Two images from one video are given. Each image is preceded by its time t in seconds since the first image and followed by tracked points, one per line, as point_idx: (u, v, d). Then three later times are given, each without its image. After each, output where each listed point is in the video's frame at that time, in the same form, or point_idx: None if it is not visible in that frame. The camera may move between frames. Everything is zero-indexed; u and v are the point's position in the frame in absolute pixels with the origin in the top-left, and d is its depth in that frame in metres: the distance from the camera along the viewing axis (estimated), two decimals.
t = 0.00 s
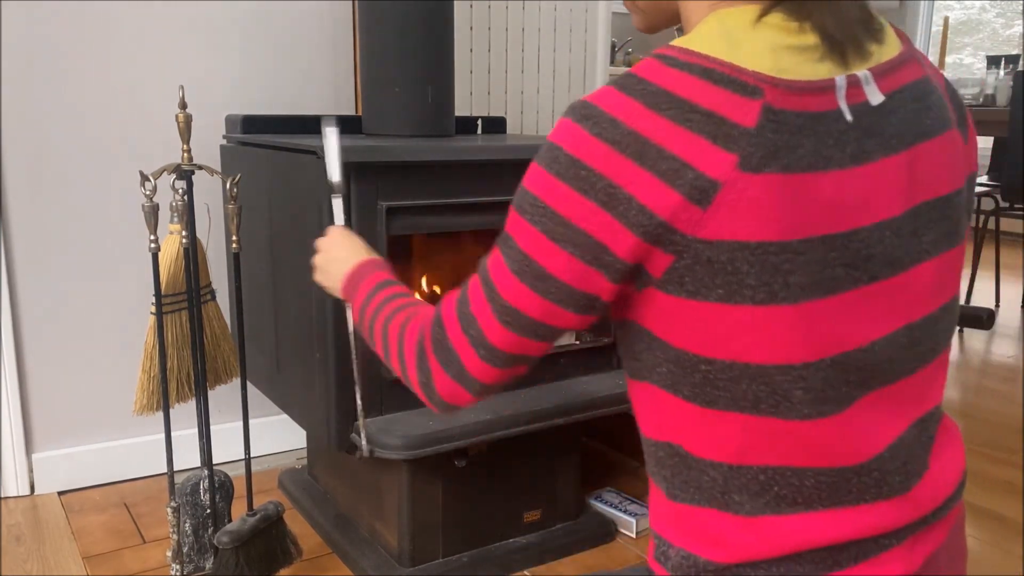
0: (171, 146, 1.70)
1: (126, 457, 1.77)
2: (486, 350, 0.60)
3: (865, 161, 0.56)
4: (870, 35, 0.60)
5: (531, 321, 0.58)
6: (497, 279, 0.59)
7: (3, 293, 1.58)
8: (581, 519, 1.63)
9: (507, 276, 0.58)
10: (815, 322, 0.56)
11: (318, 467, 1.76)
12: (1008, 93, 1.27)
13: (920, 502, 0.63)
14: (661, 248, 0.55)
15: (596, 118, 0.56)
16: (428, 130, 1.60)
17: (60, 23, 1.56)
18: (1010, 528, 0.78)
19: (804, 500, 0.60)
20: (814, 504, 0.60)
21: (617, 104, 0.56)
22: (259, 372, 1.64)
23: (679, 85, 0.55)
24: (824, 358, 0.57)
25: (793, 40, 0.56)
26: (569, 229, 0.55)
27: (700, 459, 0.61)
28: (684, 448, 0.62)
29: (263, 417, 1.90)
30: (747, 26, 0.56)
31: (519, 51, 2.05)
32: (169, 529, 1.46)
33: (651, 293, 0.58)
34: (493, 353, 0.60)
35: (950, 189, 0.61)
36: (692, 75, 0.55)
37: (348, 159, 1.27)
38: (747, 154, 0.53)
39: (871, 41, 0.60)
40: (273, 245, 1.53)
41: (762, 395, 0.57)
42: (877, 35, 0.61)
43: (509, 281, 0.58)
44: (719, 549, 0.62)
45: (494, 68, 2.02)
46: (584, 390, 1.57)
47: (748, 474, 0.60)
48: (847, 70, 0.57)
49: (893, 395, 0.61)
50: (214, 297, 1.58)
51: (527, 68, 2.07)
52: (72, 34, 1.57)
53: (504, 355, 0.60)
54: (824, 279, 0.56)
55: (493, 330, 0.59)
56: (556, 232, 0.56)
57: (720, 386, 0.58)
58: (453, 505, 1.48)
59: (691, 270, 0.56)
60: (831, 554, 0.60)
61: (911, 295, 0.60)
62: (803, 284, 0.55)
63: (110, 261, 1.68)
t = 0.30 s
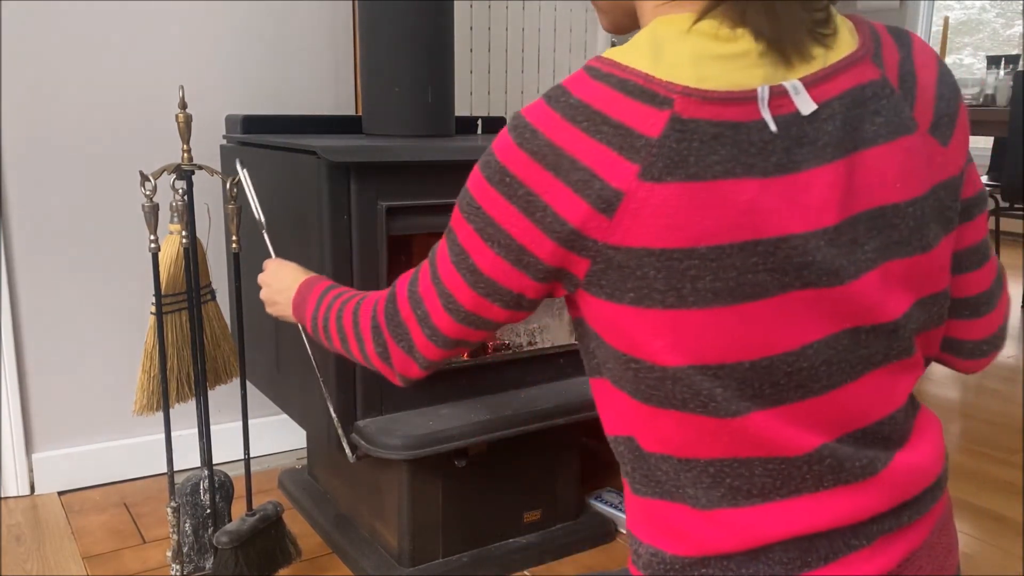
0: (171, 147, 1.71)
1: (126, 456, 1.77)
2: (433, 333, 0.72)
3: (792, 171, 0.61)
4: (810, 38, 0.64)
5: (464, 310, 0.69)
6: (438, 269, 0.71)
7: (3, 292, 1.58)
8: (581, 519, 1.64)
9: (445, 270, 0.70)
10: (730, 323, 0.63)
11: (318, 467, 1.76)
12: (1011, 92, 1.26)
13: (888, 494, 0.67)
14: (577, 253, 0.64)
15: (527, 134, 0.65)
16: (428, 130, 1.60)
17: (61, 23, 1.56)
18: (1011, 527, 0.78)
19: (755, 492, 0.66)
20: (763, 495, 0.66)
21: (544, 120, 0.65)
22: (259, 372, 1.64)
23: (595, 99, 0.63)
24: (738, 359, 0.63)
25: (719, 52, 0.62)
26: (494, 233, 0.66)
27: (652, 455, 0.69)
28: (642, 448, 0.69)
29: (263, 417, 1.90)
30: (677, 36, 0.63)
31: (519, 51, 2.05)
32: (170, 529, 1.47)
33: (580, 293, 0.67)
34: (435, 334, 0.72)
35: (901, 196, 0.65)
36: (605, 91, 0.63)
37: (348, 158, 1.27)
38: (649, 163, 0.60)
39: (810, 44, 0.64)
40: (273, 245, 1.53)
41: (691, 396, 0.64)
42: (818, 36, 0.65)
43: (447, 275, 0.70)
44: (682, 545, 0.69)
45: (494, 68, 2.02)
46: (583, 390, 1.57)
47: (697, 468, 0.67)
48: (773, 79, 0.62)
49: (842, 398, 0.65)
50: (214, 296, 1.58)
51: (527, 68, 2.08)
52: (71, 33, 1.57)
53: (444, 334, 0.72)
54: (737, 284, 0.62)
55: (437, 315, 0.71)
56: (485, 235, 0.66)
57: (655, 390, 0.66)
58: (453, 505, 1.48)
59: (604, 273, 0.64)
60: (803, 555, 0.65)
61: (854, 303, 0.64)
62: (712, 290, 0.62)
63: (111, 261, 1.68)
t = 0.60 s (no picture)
0: (172, 147, 1.71)
1: (126, 455, 1.78)
2: (412, 331, 0.74)
3: (767, 180, 0.63)
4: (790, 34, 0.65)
5: (442, 309, 0.72)
6: (417, 269, 0.73)
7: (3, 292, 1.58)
8: (581, 519, 1.64)
9: (423, 270, 0.72)
10: (700, 332, 0.64)
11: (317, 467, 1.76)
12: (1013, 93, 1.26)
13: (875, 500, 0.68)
14: (550, 260, 0.67)
15: (504, 138, 0.68)
16: (428, 130, 1.60)
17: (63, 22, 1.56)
18: (1011, 525, 0.78)
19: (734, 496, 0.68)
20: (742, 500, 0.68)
21: (519, 125, 0.67)
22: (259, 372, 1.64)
23: (568, 103, 0.66)
24: (708, 369, 0.65)
25: (694, 58, 0.64)
26: (471, 235, 0.69)
27: (633, 460, 0.71)
28: (624, 453, 0.71)
29: (263, 417, 1.90)
30: (653, 41, 0.65)
31: (519, 51, 2.05)
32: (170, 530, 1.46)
33: (555, 295, 0.70)
34: (416, 333, 0.74)
35: (885, 209, 0.65)
36: (581, 94, 0.65)
37: (348, 158, 1.27)
38: (615, 171, 0.63)
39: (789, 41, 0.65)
40: (273, 245, 1.53)
41: (664, 403, 0.66)
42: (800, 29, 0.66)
43: (426, 275, 0.72)
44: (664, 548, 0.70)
45: (494, 68, 2.02)
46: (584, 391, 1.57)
47: (677, 473, 0.69)
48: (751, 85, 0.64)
49: (821, 407, 0.67)
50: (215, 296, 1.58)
51: (527, 68, 2.08)
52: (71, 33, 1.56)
53: (423, 334, 0.74)
54: (705, 294, 0.64)
55: (417, 314, 0.73)
56: (461, 237, 0.69)
57: (630, 397, 0.68)
58: (454, 505, 1.48)
59: (577, 280, 0.67)
60: (787, 561, 0.67)
61: (829, 311, 0.65)
62: (683, 297, 0.64)
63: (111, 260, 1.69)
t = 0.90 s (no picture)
0: (171, 147, 1.71)
1: (126, 456, 1.77)
2: (422, 302, 0.76)
3: (801, 192, 0.63)
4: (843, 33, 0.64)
5: (458, 290, 0.73)
6: (437, 245, 0.75)
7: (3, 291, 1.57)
8: (581, 519, 1.63)
9: (443, 250, 0.74)
10: (718, 341, 0.65)
11: (318, 467, 1.76)
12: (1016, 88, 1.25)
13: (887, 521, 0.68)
14: (570, 258, 0.68)
15: (536, 134, 0.69)
16: (428, 130, 1.60)
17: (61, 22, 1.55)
18: (1013, 526, 0.78)
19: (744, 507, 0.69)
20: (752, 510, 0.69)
21: (550, 120, 0.69)
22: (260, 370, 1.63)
23: (598, 103, 0.67)
24: (726, 381, 0.66)
25: (731, 60, 0.64)
26: (496, 223, 0.70)
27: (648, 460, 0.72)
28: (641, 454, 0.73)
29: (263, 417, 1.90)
30: (690, 43, 0.65)
31: (519, 51, 2.05)
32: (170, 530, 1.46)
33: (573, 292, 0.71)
34: (427, 309, 0.76)
35: (923, 230, 0.65)
36: (613, 94, 0.66)
37: (349, 158, 1.28)
38: (638, 174, 0.64)
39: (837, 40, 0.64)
40: (272, 246, 1.53)
41: (680, 409, 0.68)
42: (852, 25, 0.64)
43: (445, 255, 0.74)
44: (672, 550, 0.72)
45: (494, 68, 2.02)
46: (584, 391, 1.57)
47: (689, 480, 0.70)
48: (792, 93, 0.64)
49: (838, 424, 0.67)
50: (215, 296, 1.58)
51: (527, 68, 2.07)
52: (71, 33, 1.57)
53: (432, 308, 0.75)
54: (725, 305, 0.65)
55: (432, 290, 0.75)
56: (484, 228, 0.71)
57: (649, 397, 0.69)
58: (453, 505, 1.48)
59: (596, 279, 0.68)
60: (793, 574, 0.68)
61: (853, 331, 0.65)
62: (702, 307, 0.65)
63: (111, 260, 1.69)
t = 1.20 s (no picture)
0: (172, 147, 1.71)
1: (126, 457, 1.77)
2: (551, 431, 0.62)
3: (921, 214, 0.53)
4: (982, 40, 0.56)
5: (588, 392, 0.59)
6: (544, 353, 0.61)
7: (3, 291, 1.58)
8: (582, 518, 1.64)
9: (555, 352, 0.59)
10: (836, 358, 0.55)
11: (318, 467, 1.76)
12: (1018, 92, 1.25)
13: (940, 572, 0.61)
14: (686, 268, 0.55)
15: (645, 128, 0.55)
16: (428, 130, 1.60)
17: (62, 22, 1.56)
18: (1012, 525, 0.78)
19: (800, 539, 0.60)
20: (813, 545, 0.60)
21: (670, 118, 0.55)
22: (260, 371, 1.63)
23: (723, 95, 0.54)
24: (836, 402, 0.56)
25: (869, 74, 0.54)
26: (618, 291, 0.56)
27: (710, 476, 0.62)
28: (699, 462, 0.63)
29: (263, 417, 1.90)
30: (814, 47, 0.54)
31: (519, 50, 2.05)
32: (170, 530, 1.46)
33: (688, 317, 0.57)
34: (569, 439, 0.61)
35: None
36: (739, 90, 0.54)
37: (350, 158, 1.28)
38: (775, 177, 0.52)
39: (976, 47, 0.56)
40: (272, 246, 1.53)
41: (771, 430, 0.57)
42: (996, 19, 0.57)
43: (558, 356, 0.59)
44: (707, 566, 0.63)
45: (494, 68, 2.03)
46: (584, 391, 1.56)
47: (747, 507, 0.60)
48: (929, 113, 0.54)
49: (917, 470, 0.59)
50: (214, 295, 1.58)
51: (527, 67, 2.08)
52: (72, 34, 1.57)
53: (585, 386, 0.58)
54: (849, 307, 0.54)
55: (555, 413, 0.61)
56: (591, 288, 0.57)
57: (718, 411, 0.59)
58: (453, 506, 1.48)
59: (713, 292, 0.55)
60: None
61: (954, 370, 0.56)
62: (821, 320, 0.54)
63: (111, 260, 1.68)
